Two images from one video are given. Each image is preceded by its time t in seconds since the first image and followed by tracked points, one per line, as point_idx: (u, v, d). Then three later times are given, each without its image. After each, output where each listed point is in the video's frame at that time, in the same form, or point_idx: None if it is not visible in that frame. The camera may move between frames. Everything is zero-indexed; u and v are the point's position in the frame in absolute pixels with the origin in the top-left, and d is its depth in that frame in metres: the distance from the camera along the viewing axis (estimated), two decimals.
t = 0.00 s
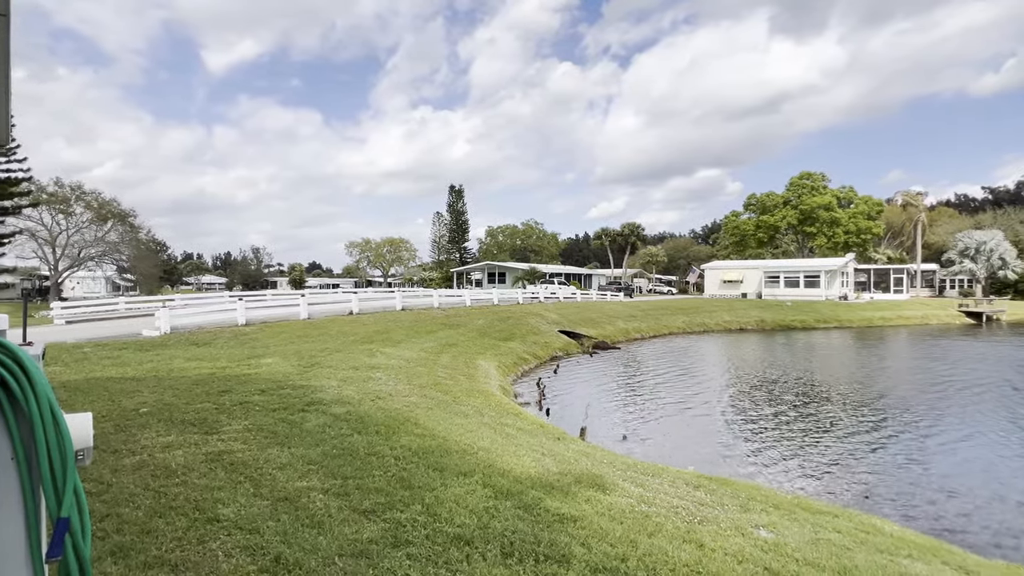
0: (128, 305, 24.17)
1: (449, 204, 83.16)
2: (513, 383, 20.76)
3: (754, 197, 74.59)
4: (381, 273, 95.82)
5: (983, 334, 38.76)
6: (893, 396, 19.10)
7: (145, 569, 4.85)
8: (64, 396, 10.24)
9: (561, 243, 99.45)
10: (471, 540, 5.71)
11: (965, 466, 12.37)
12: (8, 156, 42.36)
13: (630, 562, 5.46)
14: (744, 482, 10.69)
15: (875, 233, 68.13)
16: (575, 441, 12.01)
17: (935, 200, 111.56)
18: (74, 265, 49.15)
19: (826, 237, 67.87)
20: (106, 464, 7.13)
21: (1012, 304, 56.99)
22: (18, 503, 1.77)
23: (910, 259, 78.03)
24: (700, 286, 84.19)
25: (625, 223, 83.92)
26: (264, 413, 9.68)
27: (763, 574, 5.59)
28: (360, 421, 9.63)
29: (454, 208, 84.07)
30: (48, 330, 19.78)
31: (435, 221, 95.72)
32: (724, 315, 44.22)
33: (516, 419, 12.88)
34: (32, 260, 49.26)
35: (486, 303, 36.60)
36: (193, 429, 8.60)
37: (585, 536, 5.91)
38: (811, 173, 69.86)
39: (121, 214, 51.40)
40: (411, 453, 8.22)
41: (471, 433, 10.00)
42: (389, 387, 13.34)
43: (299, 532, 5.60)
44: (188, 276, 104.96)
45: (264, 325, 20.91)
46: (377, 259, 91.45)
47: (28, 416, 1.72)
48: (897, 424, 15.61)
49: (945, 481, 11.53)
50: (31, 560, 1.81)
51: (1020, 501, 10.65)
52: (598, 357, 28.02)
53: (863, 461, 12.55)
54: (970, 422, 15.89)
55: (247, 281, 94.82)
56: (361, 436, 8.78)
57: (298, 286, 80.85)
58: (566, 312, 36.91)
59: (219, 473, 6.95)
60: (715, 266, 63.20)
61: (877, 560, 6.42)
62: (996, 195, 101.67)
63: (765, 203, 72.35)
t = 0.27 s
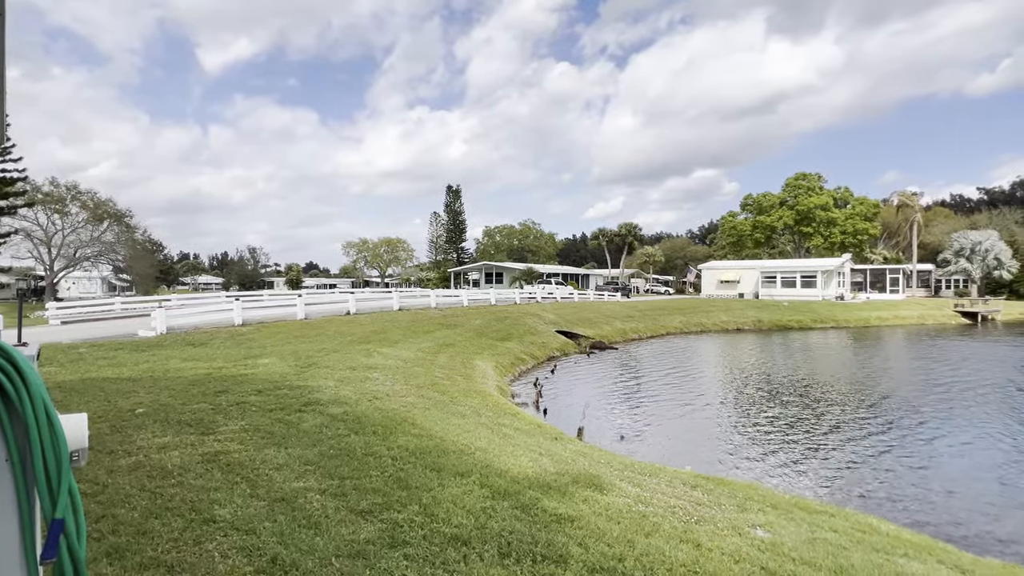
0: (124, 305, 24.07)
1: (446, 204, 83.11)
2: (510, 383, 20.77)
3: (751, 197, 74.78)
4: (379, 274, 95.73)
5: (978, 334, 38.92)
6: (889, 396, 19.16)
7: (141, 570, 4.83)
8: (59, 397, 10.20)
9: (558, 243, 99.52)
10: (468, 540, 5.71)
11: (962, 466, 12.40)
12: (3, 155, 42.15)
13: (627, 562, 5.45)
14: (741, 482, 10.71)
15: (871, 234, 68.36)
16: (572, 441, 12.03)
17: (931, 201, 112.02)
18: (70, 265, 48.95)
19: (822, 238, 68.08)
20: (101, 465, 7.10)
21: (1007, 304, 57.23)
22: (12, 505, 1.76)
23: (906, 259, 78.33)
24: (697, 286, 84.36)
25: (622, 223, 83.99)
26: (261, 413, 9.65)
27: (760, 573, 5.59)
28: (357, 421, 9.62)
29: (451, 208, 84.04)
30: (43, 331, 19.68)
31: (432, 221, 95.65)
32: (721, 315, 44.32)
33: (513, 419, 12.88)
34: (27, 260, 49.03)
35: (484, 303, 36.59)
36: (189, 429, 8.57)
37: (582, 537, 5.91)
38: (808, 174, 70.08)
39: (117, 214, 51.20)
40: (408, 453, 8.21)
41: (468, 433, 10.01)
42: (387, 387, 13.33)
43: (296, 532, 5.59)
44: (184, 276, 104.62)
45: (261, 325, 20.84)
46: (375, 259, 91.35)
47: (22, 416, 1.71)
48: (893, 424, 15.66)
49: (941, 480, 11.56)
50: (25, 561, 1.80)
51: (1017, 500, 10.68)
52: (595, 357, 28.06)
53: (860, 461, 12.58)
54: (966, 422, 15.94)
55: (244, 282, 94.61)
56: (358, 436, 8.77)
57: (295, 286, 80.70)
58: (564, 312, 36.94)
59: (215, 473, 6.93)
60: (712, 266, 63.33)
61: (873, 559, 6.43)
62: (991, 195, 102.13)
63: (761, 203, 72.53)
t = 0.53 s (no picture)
0: (119, 305, 23.97)
1: (442, 204, 83.10)
2: (507, 383, 20.78)
3: (747, 197, 75.01)
4: (375, 273, 95.61)
5: (972, 334, 39.13)
6: (883, 395, 19.26)
7: (136, 572, 4.82)
8: (54, 398, 10.13)
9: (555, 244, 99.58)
10: (465, 540, 5.70)
11: (955, 464, 12.49)
12: None
13: (624, 562, 5.46)
14: (736, 481, 10.75)
15: (866, 234, 68.66)
16: (569, 441, 12.03)
17: (926, 201, 112.55)
18: (65, 265, 48.74)
19: (818, 238, 68.33)
20: (96, 466, 7.06)
21: (1000, 304, 57.58)
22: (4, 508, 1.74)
23: (901, 259, 78.74)
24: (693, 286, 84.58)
25: (619, 223, 84.10)
26: (257, 414, 9.61)
27: (756, 573, 5.60)
28: (354, 422, 9.59)
29: (448, 208, 84.06)
30: (38, 331, 19.59)
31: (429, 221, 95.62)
32: (717, 315, 44.43)
33: (510, 419, 12.87)
34: (21, 260, 48.78)
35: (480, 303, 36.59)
36: (185, 430, 8.53)
37: (579, 536, 5.92)
38: (803, 174, 70.33)
39: (112, 214, 50.99)
40: (405, 454, 8.19)
41: (465, 433, 10.01)
42: (383, 388, 13.30)
43: (292, 533, 5.58)
44: (180, 276, 104.27)
45: (257, 325, 20.78)
46: (371, 259, 91.28)
47: (16, 418, 1.70)
48: (888, 423, 15.75)
49: (936, 479, 11.63)
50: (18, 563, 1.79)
51: (1011, 499, 10.74)
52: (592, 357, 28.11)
53: (856, 460, 12.63)
54: (961, 422, 16.01)
55: (240, 282, 94.37)
56: (355, 437, 8.77)
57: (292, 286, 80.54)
58: (560, 312, 36.98)
59: (211, 474, 6.91)
60: (708, 266, 63.50)
61: (868, 558, 6.45)
62: (985, 196, 102.71)
63: (757, 204, 72.77)
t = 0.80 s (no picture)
0: (113, 305, 23.83)
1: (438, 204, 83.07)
2: (503, 383, 20.79)
3: (742, 198, 75.28)
4: (371, 274, 95.46)
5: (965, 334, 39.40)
6: (877, 395, 19.38)
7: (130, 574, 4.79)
8: (47, 399, 10.07)
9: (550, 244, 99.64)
10: (461, 540, 5.70)
11: (948, 463, 12.59)
12: None
13: (620, 562, 5.47)
14: (731, 481, 10.79)
15: (860, 235, 69.05)
16: (564, 441, 12.05)
17: (919, 202, 113.16)
18: (58, 265, 48.45)
19: (812, 238, 68.66)
20: (89, 467, 7.03)
21: (993, 304, 57.91)
22: None
23: (894, 259, 79.18)
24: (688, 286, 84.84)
25: (615, 224, 84.23)
26: (252, 414, 9.58)
27: (751, 571, 5.63)
28: (349, 422, 9.57)
29: (444, 209, 84.00)
30: (31, 332, 19.47)
31: (425, 221, 95.55)
32: (712, 315, 44.57)
33: (506, 419, 12.87)
34: (13, 260, 48.46)
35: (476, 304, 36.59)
36: (179, 431, 8.49)
37: (574, 536, 5.92)
38: (798, 175, 70.66)
39: (105, 214, 50.75)
40: (400, 454, 8.17)
41: (460, 433, 10.01)
42: (379, 388, 13.28)
43: (287, 534, 5.57)
44: (174, 276, 103.74)
45: (252, 326, 20.71)
46: (367, 259, 91.13)
47: (8, 420, 1.69)
48: (881, 422, 15.85)
49: (929, 477, 11.73)
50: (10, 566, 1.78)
51: (1003, 497, 10.80)
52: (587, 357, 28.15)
53: (850, 459, 12.71)
54: (953, 421, 16.11)
55: (235, 282, 94.03)
56: (350, 437, 8.74)
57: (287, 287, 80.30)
58: (556, 312, 37.02)
59: (206, 475, 6.88)
60: (704, 267, 63.72)
61: (862, 557, 6.49)
62: (977, 197, 103.38)
63: (752, 204, 73.02)
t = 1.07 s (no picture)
0: (104, 306, 23.62)
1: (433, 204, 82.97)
2: (498, 384, 20.79)
3: (736, 198, 75.60)
4: (365, 274, 95.20)
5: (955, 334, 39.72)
6: (869, 394, 19.53)
7: None
8: (37, 401, 9.96)
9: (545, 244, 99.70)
10: (455, 541, 5.69)
11: (938, 462, 12.70)
12: None
13: (614, 562, 5.48)
14: (725, 480, 10.84)
15: (852, 235, 69.51)
16: (559, 441, 12.07)
17: (910, 202, 114.04)
18: (48, 265, 48.01)
19: (805, 239, 69.07)
20: (80, 469, 6.96)
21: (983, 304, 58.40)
22: None
23: (886, 260, 79.74)
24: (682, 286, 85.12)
25: (609, 224, 84.36)
26: (245, 416, 9.53)
27: (745, 571, 5.64)
28: (343, 423, 9.52)
29: (439, 209, 83.98)
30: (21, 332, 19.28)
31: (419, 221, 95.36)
32: (706, 315, 44.74)
33: (501, 420, 12.84)
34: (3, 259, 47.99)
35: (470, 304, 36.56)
36: (171, 433, 8.43)
37: (569, 537, 5.92)
38: (791, 176, 71.04)
39: (97, 213, 50.36)
40: (395, 455, 8.15)
41: (455, 434, 10.00)
42: (373, 388, 13.23)
43: (281, 535, 5.54)
44: (166, 276, 103.00)
45: (245, 326, 20.59)
46: (361, 260, 90.89)
47: None
48: (873, 421, 15.97)
49: (920, 476, 11.83)
50: None
51: (996, 497, 10.87)
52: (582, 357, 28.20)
53: (842, 459, 12.80)
54: (945, 420, 16.23)
55: (228, 282, 93.52)
56: (344, 438, 8.71)
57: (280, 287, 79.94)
58: (551, 312, 37.07)
59: (198, 477, 6.83)
60: (697, 267, 63.96)
61: (855, 556, 6.52)
62: (968, 198, 104.27)
63: (746, 205, 73.32)
